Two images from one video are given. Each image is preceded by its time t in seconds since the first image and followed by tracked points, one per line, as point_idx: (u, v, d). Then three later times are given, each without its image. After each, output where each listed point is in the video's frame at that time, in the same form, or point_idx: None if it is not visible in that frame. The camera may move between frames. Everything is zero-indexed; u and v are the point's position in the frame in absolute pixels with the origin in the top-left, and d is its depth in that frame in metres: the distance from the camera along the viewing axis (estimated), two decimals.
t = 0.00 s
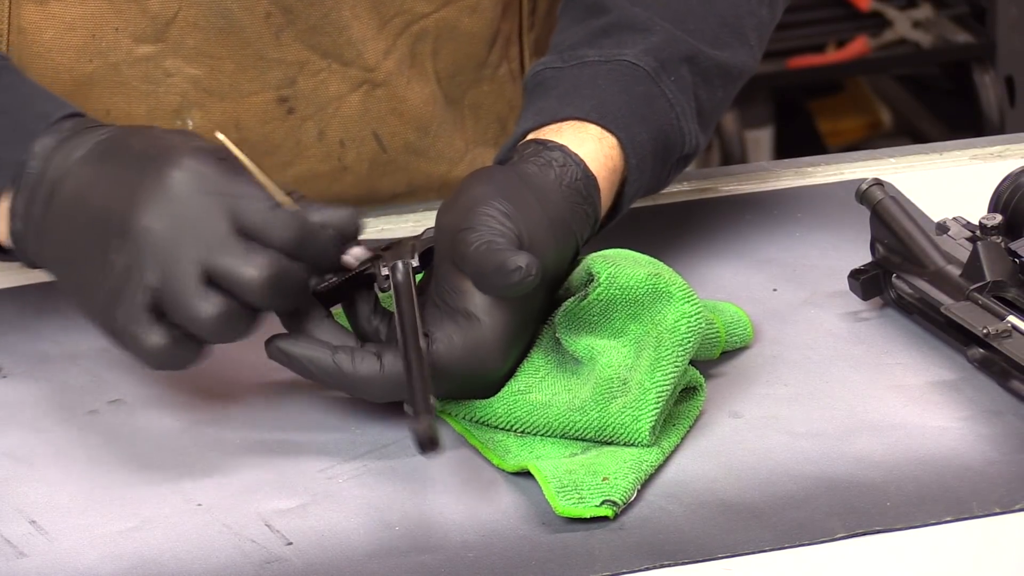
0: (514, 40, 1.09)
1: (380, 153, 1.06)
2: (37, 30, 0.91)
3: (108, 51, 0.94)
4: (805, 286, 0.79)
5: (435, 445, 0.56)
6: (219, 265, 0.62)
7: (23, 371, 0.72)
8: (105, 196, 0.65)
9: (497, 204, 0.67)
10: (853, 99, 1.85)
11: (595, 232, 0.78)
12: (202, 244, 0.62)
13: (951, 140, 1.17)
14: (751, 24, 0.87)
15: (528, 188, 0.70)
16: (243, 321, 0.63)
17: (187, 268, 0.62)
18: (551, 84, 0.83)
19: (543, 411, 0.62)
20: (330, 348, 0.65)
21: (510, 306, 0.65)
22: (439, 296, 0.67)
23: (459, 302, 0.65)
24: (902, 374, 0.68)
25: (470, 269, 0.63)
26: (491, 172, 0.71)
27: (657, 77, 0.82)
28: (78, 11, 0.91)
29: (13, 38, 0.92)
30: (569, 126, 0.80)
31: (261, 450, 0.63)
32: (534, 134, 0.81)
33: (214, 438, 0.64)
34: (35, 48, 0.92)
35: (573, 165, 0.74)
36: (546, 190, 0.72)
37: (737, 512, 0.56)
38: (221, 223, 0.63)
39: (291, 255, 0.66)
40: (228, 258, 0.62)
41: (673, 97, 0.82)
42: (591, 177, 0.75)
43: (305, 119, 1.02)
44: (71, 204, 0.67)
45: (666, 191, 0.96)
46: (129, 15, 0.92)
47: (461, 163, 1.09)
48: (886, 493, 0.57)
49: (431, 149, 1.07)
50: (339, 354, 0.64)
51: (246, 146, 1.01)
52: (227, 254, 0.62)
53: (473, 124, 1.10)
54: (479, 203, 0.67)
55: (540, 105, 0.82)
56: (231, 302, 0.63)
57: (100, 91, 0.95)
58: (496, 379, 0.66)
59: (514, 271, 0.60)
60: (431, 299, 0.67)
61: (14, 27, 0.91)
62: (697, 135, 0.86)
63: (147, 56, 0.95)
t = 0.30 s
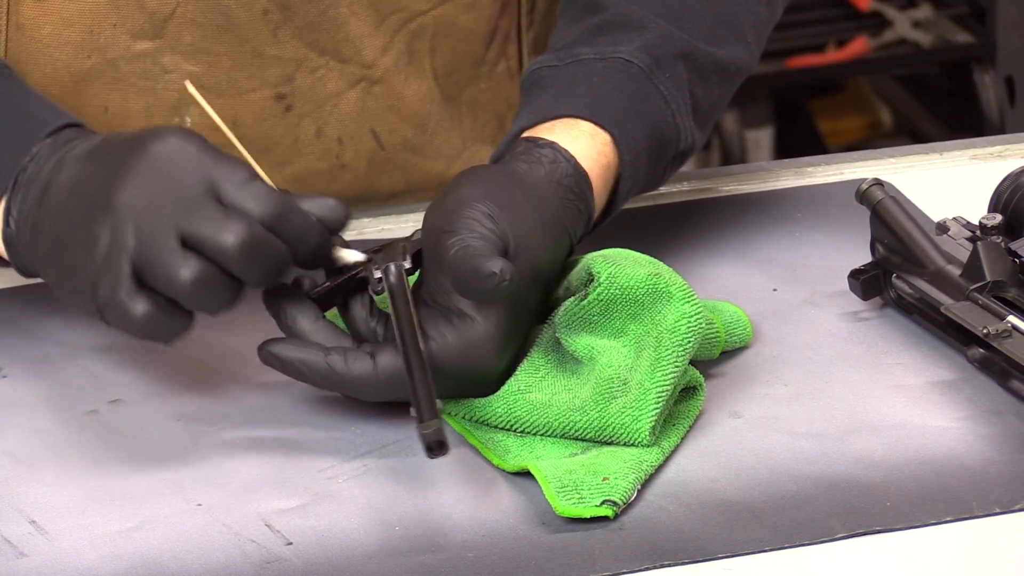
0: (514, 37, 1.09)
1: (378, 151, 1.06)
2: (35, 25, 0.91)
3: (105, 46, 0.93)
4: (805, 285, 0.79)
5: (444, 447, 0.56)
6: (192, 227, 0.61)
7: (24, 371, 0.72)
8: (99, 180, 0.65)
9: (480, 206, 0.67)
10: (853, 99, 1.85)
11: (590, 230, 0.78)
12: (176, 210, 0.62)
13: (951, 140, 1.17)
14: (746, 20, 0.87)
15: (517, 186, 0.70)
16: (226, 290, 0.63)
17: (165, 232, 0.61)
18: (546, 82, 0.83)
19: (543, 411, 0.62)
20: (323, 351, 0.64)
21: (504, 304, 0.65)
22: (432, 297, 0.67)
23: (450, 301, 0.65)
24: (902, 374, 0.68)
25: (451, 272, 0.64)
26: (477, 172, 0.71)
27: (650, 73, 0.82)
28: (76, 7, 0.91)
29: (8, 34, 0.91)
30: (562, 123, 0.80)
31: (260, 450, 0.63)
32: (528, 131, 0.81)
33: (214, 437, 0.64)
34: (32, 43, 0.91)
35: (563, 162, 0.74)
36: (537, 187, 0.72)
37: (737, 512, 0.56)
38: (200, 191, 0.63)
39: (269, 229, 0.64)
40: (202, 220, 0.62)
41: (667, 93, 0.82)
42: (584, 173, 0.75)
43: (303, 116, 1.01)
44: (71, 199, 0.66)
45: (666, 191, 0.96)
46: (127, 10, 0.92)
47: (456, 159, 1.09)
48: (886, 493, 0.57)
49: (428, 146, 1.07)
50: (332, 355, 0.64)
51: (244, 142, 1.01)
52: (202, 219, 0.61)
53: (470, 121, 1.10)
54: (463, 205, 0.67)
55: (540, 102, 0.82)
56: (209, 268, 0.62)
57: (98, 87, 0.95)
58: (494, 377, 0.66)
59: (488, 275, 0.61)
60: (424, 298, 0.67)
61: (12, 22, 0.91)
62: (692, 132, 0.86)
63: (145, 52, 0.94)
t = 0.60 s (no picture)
0: (511, 35, 1.08)
1: (375, 149, 1.06)
2: (32, 23, 0.92)
3: (103, 44, 0.93)
4: (805, 286, 0.79)
5: (461, 454, 0.52)
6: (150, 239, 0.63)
7: (23, 371, 0.72)
8: (67, 189, 0.67)
9: (485, 209, 0.67)
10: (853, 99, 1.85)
11: (590, 230, 0.78)
12: (130, 218, 0.64)
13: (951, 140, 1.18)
14: (747, 19, 0.87)
15: (520, 188, 0.70)
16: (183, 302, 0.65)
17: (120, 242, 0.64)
18: (548, 81, 0.83)
19: (543, 411, 0.62)
20: (327, 349, 0.65)
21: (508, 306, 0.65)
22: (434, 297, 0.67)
23: (454, 302, 0.65)
24: (902, 374, 0.68)
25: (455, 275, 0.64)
26: (481, 173, 0.71)
27: (652, 72, 0.82)
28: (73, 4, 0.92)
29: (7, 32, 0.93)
30: (563, 123, 0.80)
31: (260, 450, 0.63)
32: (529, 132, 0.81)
33: (215, 437, 0.64)
34: (30, 41, 0.92)
35: (566, 162, 0.74)
36: (539, 188, 0.72)
37: (737, 512, 0.56)
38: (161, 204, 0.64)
39: (227, 238, 0.65)
40: (161, 232, 0.63)
41: (668, 92, 0.82)
42: (586, 175, 0.75)
43: (300, 114, 1.01)
44: (46, 207, 0.68)
45: (666, 191, 0.96)
46: (124, 8, 0.92)
47: (455, 159, 1.09)
48: (885, 493, 0.57)
49: (425, 144, 1.07)
50: (337, 355, 0.64)
51: (241, 141, 1.01)
52: (155, 229, 0.63)
53: (468, 121, 1.10)
54: (469, 206, 0.67)
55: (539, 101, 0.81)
56: (162, 276, 0.64)
57: (94, 85, 0.95)
58: (497, 375, 0.66)
59: (494, 283, 0.61)
60: (428, 297, 0.67)
61: (11, 20, 0.92)
62: (694, 132, 0.86)
63: (142, 50, 0.94)
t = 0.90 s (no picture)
0: (508, 36, 1.08)
1: (368, 151, 1.06)
2: (25, 23, 0.89)
3: (97, 43, 0.92)
4: (805, 286, 0.79)
5: (452, 445, 0.54)
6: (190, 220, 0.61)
7: (23, 371, 0.72)
8: (103, 169, 0.65)
9: (479, 209, 0.67)
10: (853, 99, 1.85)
11: (590, 229, 0.78)
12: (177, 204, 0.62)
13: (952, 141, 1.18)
14: (750, 20, 0.87)
15: (516, 187, 0.71)
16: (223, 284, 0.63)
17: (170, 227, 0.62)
18: (546, 83, 0.83)
19: (543, 411, 0.62)
20: (323, 351, 0.64)
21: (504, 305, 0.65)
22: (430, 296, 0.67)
23: (449, 301, 0.65)
24: (902, 374, 0.68)
25: (449, 276, 0.63)
26: (478, 173, 0.71)
27: (651, 73, 0.82)
28: (67, 4, 0.89)
29: None
30: (562, 123, 0.80)
31: (260, 450, 0.63)
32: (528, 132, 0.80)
33: (215, 437, 0.64)
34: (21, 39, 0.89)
35: (563, 163, 0.74)
36: (536, 188, 0.72)
37: (736, 512, 0.56)
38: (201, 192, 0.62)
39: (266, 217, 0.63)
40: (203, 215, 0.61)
41: (667, 92, 0.82)
42: (585, 175, 0.75)
43: (293, 117, 1.02)
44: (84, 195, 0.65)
45: (667, 191, 0.96)
46: (118, 9, 0.91)
47: (446, 162, 1.11)
48: (886, 494, 0.57)
49: (418, 146, 1.08)
50: (333, 357, 0.64)
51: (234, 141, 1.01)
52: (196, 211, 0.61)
53: (462, 121, 1.11)
54: (463, 207, 0.67)
55: (536, 101, 0.82)
56: (205, 258, 0.62)
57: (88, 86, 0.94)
58: (494, 375, 0.66)
59: (488, 284, 0.60)
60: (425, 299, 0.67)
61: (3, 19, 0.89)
62: (695, 133, 0.86)
63: (135, 50, 0.93)
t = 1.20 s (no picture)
0: (511, 37, 1.09)
1: (369, 150, 1.06)
2: (27, 19, 0.88)
3: (98, 41, 0.91)
4: (805, 286, 0.79)
5: (439, 443, 0.56)
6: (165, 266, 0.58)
7: (24, 371, 0.72)
8: (104, 197, 0.61)
9: (478, 207, 0.67)
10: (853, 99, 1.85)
11: (591, 229, 0.78)
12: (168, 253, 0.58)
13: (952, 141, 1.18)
14: (753, 20, 0.87)
15: (516, 187, 0.71)
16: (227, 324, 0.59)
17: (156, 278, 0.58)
18: (549, 84, 0.83)
19: (543, 411, 0.62)
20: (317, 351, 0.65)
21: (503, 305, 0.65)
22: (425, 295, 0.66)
23: (446, 298, 0.65)
24: (902, 374, 0.68)
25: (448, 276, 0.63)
26: (479, 173, 0.71)
27: (653, 72, 0.82)
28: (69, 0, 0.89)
29: None
30: (562, 123, 0.80)
31: (260, 450, 0.63)
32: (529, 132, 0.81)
33: (215, 437, 0.64)
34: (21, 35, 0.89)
35: (563, 162, 0.75)
36: (537, 188, 0.72)
37: (736, 512, 0.56)
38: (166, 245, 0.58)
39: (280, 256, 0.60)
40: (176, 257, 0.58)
41: (668, 92, 0.82)
42: (585, 175, 0.75)
43: (294, 115, 1.02)
44: (93, 213, 0.61)
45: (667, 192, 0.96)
46: (120, 6, 0.90)
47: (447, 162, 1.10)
48: (886, 494, 0.57)
49: (419, 145, 1.08)
50: (327, 357, 0.64)
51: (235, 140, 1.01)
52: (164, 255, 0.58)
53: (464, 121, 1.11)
54: (462, 205, 0.67)
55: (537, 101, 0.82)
56: (220, 304, 0.59)
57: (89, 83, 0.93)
58: (492, 373, 0.66)
59: (487, 286, 0.59)
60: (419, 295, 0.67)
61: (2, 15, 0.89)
62: (696, 133, 0.86)
63: (137, 48, 0.93)
